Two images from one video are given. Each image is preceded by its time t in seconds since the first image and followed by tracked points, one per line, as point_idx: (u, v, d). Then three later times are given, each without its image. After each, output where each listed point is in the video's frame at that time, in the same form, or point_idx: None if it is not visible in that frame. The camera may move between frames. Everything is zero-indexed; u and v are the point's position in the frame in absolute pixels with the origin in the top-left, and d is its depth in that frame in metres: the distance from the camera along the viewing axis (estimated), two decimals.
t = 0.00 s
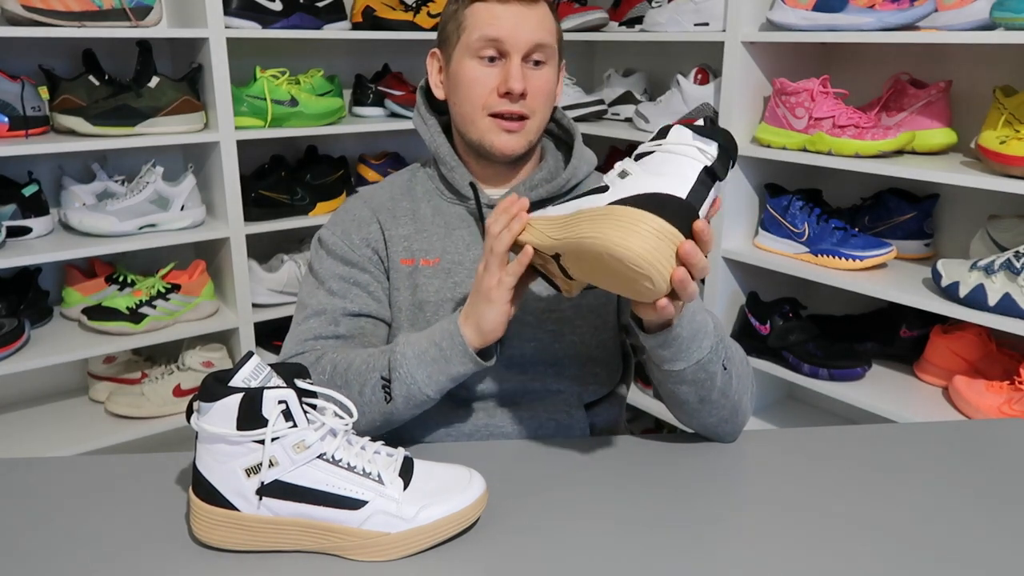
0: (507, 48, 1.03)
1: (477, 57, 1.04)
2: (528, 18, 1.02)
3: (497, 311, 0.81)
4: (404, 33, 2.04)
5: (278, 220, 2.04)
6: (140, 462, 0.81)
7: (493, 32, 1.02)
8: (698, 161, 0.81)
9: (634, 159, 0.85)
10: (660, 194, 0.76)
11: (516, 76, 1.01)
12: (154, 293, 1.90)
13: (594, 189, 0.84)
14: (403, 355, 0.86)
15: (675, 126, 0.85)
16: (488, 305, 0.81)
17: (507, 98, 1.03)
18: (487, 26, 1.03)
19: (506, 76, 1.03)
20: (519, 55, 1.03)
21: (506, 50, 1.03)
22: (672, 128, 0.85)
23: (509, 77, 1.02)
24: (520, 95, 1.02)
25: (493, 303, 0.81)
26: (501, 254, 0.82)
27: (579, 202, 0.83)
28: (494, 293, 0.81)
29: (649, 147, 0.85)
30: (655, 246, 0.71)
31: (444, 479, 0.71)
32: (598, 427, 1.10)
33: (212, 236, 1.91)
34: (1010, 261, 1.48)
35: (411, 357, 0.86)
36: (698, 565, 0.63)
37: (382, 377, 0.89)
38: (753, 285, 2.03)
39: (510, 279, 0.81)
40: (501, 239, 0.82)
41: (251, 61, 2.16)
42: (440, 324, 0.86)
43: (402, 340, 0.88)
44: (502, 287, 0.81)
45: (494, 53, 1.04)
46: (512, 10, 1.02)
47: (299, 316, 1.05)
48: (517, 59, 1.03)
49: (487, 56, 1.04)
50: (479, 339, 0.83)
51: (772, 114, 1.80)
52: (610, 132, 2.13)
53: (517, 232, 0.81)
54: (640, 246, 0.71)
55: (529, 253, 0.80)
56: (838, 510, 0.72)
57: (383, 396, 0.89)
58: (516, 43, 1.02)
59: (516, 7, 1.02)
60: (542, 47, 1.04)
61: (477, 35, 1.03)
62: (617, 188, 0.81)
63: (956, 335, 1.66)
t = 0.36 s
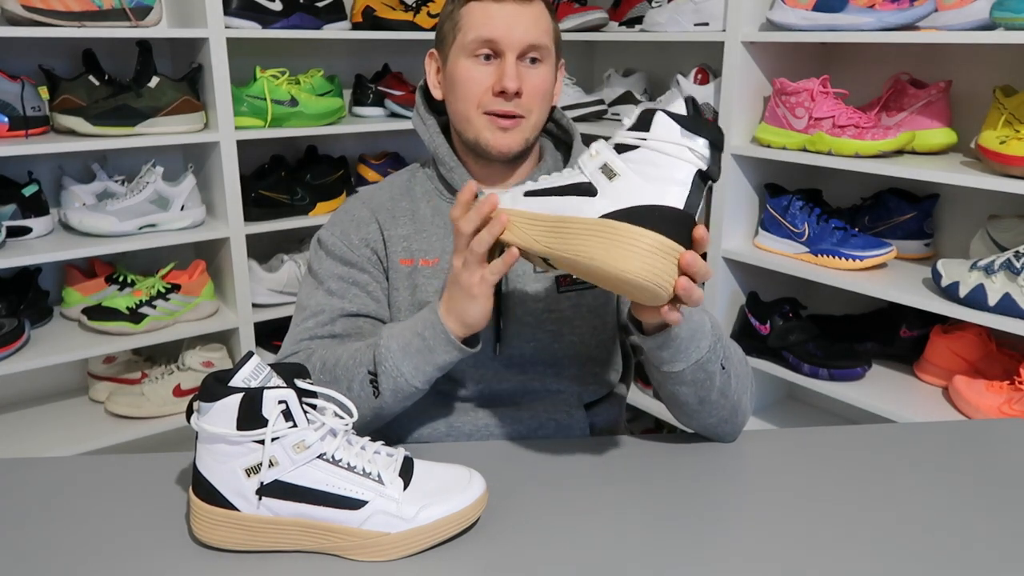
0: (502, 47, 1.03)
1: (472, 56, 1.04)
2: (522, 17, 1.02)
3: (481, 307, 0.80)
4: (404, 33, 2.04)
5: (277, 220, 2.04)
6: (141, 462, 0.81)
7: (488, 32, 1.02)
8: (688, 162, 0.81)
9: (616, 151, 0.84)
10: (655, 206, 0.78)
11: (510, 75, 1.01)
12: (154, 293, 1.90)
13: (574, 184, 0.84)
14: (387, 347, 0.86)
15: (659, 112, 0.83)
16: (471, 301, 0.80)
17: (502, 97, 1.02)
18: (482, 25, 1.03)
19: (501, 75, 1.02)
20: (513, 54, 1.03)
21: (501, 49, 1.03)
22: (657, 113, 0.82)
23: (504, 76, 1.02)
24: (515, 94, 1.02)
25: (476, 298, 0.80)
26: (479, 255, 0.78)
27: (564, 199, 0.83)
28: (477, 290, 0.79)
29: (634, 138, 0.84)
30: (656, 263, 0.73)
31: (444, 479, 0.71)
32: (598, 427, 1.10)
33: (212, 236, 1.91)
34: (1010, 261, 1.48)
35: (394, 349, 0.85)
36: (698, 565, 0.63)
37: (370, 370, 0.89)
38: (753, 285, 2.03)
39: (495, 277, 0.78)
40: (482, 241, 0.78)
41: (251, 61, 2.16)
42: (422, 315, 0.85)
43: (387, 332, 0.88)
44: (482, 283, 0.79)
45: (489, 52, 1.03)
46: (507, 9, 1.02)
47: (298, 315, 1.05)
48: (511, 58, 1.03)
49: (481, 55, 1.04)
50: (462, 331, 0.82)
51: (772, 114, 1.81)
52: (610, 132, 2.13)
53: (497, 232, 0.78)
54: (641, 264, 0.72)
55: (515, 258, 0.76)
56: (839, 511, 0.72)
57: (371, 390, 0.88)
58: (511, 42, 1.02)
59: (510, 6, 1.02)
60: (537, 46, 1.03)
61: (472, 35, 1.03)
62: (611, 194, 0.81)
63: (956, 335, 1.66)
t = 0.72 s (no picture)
0: (499, 47, 1.02)
1: (469, 56, 1.04)
2: (519, 16, 1.02)
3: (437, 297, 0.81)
4: (404, 33, 2.04)
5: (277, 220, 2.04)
6: (141, 462, 0.81)
7: (485, 31, 1.02)
8: (651, 152, 0.81)
9: (573, 144, 0.81)
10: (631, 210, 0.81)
11: (507, 75, 1.01)
12: (154, 293, 1.89)
13: (533, 181, 0.82)
14: (345, 335, 0.86)
15: (612, 97, 0.79)
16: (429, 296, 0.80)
17: (499, 96, 1.03)
18: (478, 24, 1.02)
19: (498, 74, 1.02)
20: (511, 54, 1.03)
21: (498, 49, 1.03)
22: (611, 100, 0.79)
23: (501, 76, 1.02)
24: (512, 94, 1.02)
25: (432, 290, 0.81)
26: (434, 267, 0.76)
27: (527, 202, 0.81)
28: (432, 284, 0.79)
29: (591, 129, 0.80)
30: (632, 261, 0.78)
31: (444, 480, 0.71)
32: (597, 427, 1.10)
33: (212, 236, 1.91)
34: (1010, 261, 1.48)
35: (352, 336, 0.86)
36: (698, 565, 0.63)
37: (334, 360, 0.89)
38: (753, 285, 2.03)
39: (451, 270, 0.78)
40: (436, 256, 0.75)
41: (251, 61, 2.16)
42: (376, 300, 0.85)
43: (345, 319, 0.88)
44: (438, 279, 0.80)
45: (486, 51, 1.03)
46: (504, 9, 1.02)
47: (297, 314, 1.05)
48: (509, 57, 1.03)
49: (479, 55, 1.03)
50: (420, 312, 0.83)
51: (772, 114, 1.81)
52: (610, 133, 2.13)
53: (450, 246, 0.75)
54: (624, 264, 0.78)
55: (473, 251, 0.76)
56: (839, 511, 0.72)
57: (340, 380, 0.89)
58: (509, 42, 1.02)
59: (507, 6, 1.02)
60: (534, 46, 1.03)
61: (469, 35, 1.03)
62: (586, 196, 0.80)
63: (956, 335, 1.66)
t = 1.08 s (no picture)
0: (495, 46, 1.03)
1: (466, 54, 1.04)
2: (517, 16, 1.03)
3: (462, 323, 0.81)
4: (404, 33, 2.04)
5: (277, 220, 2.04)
6: (141, 462, 0.81)
7: (483, 30, 1.02)
8: (668, 200, 0.76)
9: (589, 187, 0.75)
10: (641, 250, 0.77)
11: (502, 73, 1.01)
12: (154, 293, 1.89)
13: (543, 221, 0.76)
14: (364, 344, 0.86)
15: (638, 146, 0.72)
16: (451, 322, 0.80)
17: (493, 95, 1.02)
18: (476, 23, 1.03)
19: (494, 73, 1.02)
20: (506, 53, 1.03)
21: (494, 47, 1.03)
22: (635, 149, 0.72)
23: (496, 74, 1.02)
24: (506, 92, 1.02)
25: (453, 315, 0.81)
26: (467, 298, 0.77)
27: (536, 239, 0.76)
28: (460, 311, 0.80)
29: (610, 176, 0.74)
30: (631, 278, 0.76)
31: (444, 479, 0.71)
32: (598, 427, 1.10)
33: (212, 236, 1.91)
34: (1010, 261, 1.48)
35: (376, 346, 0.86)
36: (698, 565, 0.63)
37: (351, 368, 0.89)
38: (753, 285, 2.03)
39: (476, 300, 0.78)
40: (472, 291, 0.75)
41: (251, 61, 2.16)
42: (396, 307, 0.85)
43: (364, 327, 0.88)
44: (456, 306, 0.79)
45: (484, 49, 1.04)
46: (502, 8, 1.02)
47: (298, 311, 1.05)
48: (504, 56, 1.03)
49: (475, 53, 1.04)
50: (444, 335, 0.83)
51: (772, 114, 1.81)
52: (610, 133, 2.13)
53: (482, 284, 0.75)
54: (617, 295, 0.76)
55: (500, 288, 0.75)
56: (839, 511, 0.72)
57: (355, 388, 0.88)
58: (505, 41, 1.02)
59: (506, 6, 1.03)
60: (530, 46, 1.04)
61: (466, 33, 1.03)
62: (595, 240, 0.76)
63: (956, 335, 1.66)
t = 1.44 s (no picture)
0: (500, 46, 1.03)
1: (471, 55, 1.04)
2: (521, 15, 1.02)
3: (444, 332, 0.77)
4: (404, 33, 2.04)
5: (277, 220, 2.04)
6: (141, 462, 0.81)
7: (488, 30, 1.02)
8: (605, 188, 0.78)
9: (547, 190, 0.74)
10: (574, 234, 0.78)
11: (508, 74, 1.02)
12: (154, 293, 1.89)
13: (506, 226, 0.75)
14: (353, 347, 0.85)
15: (592, 147, 0.73)
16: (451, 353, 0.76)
17: (500, 95, 1.02)
18: (481, 23, 1.03)
19: (499, 73, 1.02)
20: (512, 53, 1.03)
21: (499, 47, 1.03)
22: (591, 151, 0.72)
23: (502, 75, 1.02)
24: (513, 93, 1.02)
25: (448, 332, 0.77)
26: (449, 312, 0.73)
27: (500, 244, 0.75)
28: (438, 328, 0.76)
29: (569, 178, 0.73)
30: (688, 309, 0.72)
31: (444, 479, 0.71)
32: (598, 427, 1.10)
33: (212, 236, 1.91)
34: (1010, 261, 1.48)
35: (362, 347, 0.83)
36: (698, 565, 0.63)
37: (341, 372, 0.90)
38: (753, 285, 2.03)
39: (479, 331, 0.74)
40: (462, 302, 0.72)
41: (251, 61, 2.16)
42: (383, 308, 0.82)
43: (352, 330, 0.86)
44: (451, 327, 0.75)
45: (488, 49, 1.04)
46: (506, 8, 1.02)
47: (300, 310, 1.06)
48: (510, 56, 1.03)
49: (481, 54, 1.04)
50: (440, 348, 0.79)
51: (772, 114, 1.81)
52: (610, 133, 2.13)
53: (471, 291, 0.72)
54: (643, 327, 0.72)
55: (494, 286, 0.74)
56: (839, 511, 0.72)
57: (346, 389, 0.89)
58: (510, 41, 1.02)
59: (510, 5, 1.02)
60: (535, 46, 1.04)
61: (471, 34, 1.03)
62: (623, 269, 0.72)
63: (957, 335, 1.66)
